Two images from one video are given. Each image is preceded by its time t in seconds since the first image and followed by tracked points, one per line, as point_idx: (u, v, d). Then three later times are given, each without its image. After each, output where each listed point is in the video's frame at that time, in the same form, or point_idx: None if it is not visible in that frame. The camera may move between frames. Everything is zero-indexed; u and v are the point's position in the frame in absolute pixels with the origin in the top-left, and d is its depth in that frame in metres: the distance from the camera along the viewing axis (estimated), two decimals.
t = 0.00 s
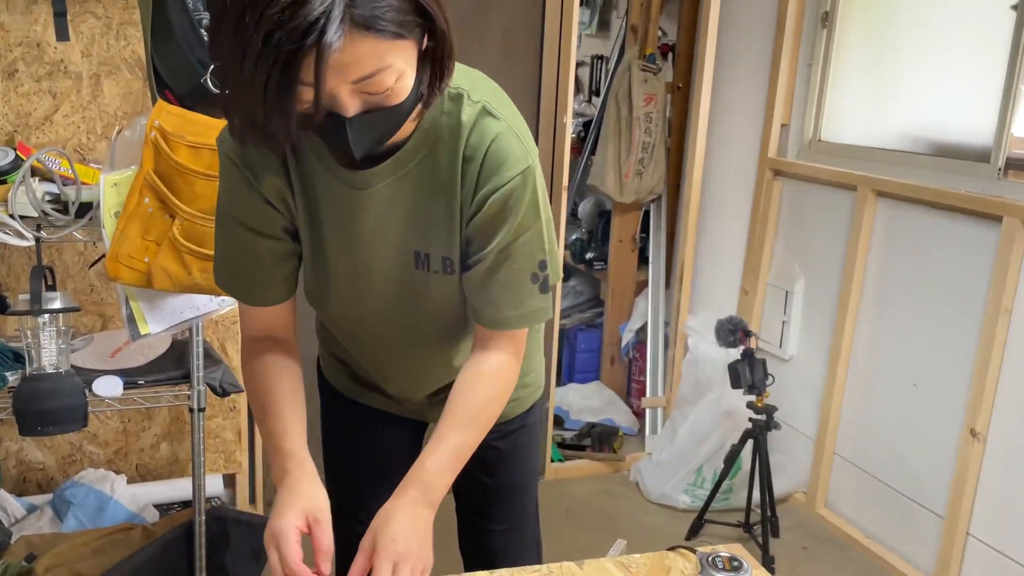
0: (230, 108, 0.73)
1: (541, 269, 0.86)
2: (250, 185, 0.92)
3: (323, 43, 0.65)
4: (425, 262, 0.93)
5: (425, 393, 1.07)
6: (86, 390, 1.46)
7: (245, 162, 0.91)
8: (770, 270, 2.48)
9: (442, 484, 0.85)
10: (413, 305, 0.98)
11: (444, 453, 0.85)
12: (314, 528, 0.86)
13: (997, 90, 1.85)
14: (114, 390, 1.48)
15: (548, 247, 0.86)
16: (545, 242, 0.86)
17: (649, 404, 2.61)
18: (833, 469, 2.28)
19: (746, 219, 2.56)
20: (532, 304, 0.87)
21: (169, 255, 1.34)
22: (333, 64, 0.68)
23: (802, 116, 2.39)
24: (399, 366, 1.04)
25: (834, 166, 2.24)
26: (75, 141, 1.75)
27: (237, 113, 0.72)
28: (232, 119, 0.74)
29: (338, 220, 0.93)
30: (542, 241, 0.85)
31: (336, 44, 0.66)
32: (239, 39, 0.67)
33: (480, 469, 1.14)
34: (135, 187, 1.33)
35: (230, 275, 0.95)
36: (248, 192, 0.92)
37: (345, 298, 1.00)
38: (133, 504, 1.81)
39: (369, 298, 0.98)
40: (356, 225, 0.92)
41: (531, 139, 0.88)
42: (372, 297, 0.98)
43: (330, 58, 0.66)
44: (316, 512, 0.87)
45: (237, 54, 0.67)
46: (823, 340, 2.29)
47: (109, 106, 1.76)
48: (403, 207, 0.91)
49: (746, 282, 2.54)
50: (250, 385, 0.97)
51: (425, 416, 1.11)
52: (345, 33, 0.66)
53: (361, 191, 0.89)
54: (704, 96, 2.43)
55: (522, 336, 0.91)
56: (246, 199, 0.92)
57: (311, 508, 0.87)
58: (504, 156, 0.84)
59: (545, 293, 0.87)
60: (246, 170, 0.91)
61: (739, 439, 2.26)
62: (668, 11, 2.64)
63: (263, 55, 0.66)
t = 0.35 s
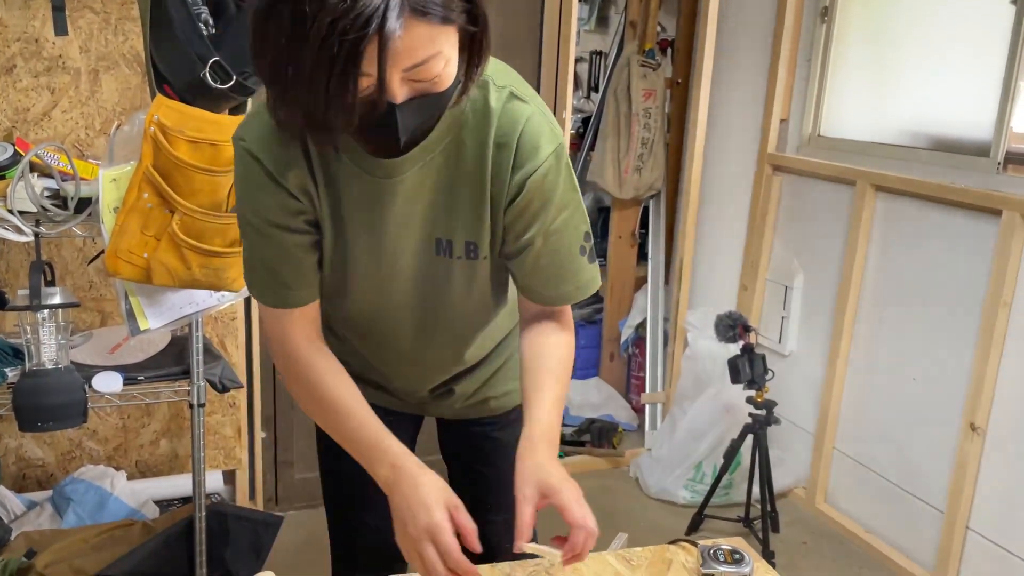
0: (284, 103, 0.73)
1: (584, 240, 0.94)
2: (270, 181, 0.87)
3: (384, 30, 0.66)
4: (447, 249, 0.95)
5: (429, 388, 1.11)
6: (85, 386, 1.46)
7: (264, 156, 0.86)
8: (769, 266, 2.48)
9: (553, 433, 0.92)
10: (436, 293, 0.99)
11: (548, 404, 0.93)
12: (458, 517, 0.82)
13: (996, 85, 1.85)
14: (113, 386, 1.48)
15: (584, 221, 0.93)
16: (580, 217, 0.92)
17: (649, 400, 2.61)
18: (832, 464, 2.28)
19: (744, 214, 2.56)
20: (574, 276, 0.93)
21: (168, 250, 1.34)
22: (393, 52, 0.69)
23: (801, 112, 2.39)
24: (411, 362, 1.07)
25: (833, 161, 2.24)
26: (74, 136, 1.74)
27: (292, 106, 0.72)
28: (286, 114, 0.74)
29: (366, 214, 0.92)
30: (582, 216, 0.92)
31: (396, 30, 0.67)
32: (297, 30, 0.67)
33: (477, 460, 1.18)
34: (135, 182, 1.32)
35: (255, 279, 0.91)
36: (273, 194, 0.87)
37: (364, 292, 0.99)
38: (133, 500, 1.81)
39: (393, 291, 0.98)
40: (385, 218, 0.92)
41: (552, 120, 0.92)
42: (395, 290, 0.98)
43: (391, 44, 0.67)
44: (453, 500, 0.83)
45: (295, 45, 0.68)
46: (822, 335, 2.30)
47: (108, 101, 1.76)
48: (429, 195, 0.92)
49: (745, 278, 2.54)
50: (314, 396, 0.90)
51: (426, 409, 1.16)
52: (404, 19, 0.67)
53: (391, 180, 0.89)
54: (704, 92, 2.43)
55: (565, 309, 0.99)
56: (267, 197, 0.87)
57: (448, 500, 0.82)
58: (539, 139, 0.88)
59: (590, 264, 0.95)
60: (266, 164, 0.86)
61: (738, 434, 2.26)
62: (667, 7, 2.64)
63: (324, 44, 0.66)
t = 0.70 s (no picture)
0: (334, 110, 0.79)
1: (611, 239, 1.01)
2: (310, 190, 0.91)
3: (432, 39, 0.72)
4: (475, 251, 1.01)
5: (443, 387, 1.18)
6: (82, 388, 1.46)
7: (305, 166, 0.90)
8: (765, 266, 2.49)
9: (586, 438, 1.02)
10: (463, 291, 1.06)
11: (582, 408, 1.03)
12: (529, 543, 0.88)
13: (992, 85, 1.85)
14: (109, 388, 1.48)
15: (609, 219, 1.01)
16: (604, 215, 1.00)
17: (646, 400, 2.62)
18: (828, 464, 2.28)
19: (740, 215, 2.56)
20: (598, 272, 1.01)
21: (164, 252, 1.35)
22: (441, 60, 0.74)
23: (797, 112, 2.39)
24: (432, 360, 1.13)
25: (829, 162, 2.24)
26: (70, 138, 1.74)
27: (344, 111, 0.78)
28: (337, 120, 0.79)
29: (403, 220, 0.97)
30: (606, 215, 0.99)
31: (444, 39, 0.72)
32: (351, 41, 0.73)
33: (483, 457, 1.24)
34: (131, 185, 1.31)
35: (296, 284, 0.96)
36: (320, 206, 0.91)
37: (395, 290, 1.04)
38: (130, 502, 1.81)
39: (424, 292, 1.04)
40: (421, 224, 0.97)
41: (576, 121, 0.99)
42: (424, 289, 1.04)
43: (440, 53, 0.73)
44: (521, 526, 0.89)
45: (348, 55, 0.74)
46: (818, 335, 2.30)
47: (104, 103, 1.76)
48: (460, 199, 0.97)
49: (742, 279, 2.55)
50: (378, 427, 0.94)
51: (437, 410, 1.22)
52: (451, 29, 0.73)
53: (427, 188, 0.93)
54: (700, 92, 2.43)
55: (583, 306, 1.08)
56: (308, 206, 0.91)
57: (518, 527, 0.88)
58: (567, 145, 0.95)
59: (614, 260, 1.03)
60: (307, 174, 0.90)
61: (734, 435, 2.27)
62: (664, 7, 2.64)
63: (377, 54, 0.72)
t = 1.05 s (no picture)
0: (368, 87, 0.79)
1: (626, 251, 1.02)
2: (331, 184, 0.90)
3: (468, 13, 0.72)
4: (495, 254, 1.01)
5: (455, 390, 1.16)
6: (79, 392, 1.46)
7: (328, 160, 0.90)
8: (764, 269, 2.49)
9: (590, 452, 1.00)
10: (480, 295, 1.05)
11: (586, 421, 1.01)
12: (502, 528, 0.86)
13: (989, 88, 1.85)
14: (107, 392, 1.48)
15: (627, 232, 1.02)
16: (621, 227, 1.01)
17: (645, 402, 2.62)
18: (827, 467, 2.28)
19: (739, 217, 2.56)
20: (614, 282, 1.02)
21: (162, 256, 1.35)
22: (475, 37, 0.74)
23: (795, 115, 2.40)
24: (447, 362, 1.12)
25: (827, 164, 2.24)
26: (68, 142, 1.75)
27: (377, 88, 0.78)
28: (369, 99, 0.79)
29: (424, 222, 0.96)
30: (624, 224, 1.00)
31: (479, 14, 0.73)
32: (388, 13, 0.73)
33: (498, 461, 1.22)
34: (129, 189, 1.31)
35: (311, 278, 0.95)
36: (339, 200, 0.91)
37: (412, 293, 1.03)
38: (128, 505, 1.81)
39: (441, 296, 1.03)
40: (441, 226, 0.96)
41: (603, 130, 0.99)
42: (442, 293, 1.03)
43: (474, 29, 0.73)
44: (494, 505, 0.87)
45: (385, 27, 0.74)
46: (817, 337, 2.30)
47: (102, 107, 1.76)
48: (482, 201, 0.97)
49: (740, 281, 2.55)
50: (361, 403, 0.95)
51: (448, 413, 1.20)
52: (487, 6, 0.73)
53: (450, 189, 0.93)
54: (699, 95, 2.43)
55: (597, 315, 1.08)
56: (328, 199, 0.90)
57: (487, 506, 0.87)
58: (594, 153, 0.95)
59: (631, 272, 1.04)
60: (329, 168, 0.90)
61: (732, 437, 2.27)
62: (662, 10, 2.65)
63: (412, 24, 0.72)
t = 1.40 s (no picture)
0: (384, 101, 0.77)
1: (628, 271, 1.01)
2: (335, 191, 0.91)
3: (483, 37, 0.70)
4: (500, 270, 0.99)
5: (457, 401, 1.14)
6: (73, 399, 1.46)
7: (334, 168, 0.91)
8: (762, 275, 2.48)
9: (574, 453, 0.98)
10: (484, 312, 1.04)
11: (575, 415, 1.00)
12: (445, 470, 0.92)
13: (986, 95, 1.85)
14: (101, 400, 1.48)
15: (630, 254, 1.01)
16: (625, 247, 1.00)
17: (643, 408, 2.61)
18: (825, 473, 2.28)
19: (737, 223, 2.56)
20: (615, 301, 1.01)
21: (155, 264, 1.35)
22: (488, 61, 0.72)
23: (793, 121, 2.39)
24: (450, 374, 1.10)
25: (824, 170, 2.24)
26: (65, 148, 1.75)
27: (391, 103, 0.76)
28: (385, 113, 0.78)
29: (428, 234, 0.96)
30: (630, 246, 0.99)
31: (495, 38, 0.70)
32: (403, 32, 0.71)
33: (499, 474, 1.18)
34: (122, 197, 1.31)
35: (312, 278, 0.97)
36: (340, 203, 0.92)
37: (416, 309, 1.02)
38: (123, 512, 1.81)
39: (444, 312, 1.02)
40: (446, 240, 0.96)
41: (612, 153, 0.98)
42: (446, 309, 1.02)
43: (489, 53, 0.70)
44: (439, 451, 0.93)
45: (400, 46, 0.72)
46: (815, 343, 2.30)
47: (98, 114, 1.76)
48: (489, 218, 0.96)
49: (738, 286, 2.54)
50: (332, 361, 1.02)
51: (450, 423, 1.17)
52: (503, 29, 0.70)
53: (455, 202, 0.93)
54: (696, 100, 2.43)
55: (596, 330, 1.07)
56: (329, 201, 0.92)
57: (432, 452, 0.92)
58: (601, 171, 0.94)
59: (631, 292, 1.03)
60: (334, 175, 0.91)
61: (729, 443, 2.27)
62: (660, 15, 2.65)
63: (426, 47, 0.70)
